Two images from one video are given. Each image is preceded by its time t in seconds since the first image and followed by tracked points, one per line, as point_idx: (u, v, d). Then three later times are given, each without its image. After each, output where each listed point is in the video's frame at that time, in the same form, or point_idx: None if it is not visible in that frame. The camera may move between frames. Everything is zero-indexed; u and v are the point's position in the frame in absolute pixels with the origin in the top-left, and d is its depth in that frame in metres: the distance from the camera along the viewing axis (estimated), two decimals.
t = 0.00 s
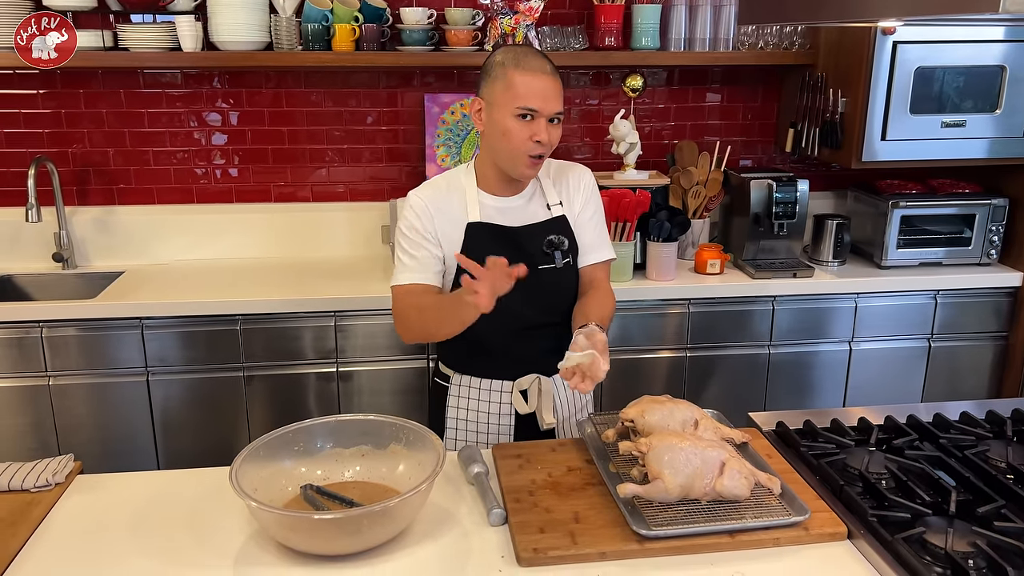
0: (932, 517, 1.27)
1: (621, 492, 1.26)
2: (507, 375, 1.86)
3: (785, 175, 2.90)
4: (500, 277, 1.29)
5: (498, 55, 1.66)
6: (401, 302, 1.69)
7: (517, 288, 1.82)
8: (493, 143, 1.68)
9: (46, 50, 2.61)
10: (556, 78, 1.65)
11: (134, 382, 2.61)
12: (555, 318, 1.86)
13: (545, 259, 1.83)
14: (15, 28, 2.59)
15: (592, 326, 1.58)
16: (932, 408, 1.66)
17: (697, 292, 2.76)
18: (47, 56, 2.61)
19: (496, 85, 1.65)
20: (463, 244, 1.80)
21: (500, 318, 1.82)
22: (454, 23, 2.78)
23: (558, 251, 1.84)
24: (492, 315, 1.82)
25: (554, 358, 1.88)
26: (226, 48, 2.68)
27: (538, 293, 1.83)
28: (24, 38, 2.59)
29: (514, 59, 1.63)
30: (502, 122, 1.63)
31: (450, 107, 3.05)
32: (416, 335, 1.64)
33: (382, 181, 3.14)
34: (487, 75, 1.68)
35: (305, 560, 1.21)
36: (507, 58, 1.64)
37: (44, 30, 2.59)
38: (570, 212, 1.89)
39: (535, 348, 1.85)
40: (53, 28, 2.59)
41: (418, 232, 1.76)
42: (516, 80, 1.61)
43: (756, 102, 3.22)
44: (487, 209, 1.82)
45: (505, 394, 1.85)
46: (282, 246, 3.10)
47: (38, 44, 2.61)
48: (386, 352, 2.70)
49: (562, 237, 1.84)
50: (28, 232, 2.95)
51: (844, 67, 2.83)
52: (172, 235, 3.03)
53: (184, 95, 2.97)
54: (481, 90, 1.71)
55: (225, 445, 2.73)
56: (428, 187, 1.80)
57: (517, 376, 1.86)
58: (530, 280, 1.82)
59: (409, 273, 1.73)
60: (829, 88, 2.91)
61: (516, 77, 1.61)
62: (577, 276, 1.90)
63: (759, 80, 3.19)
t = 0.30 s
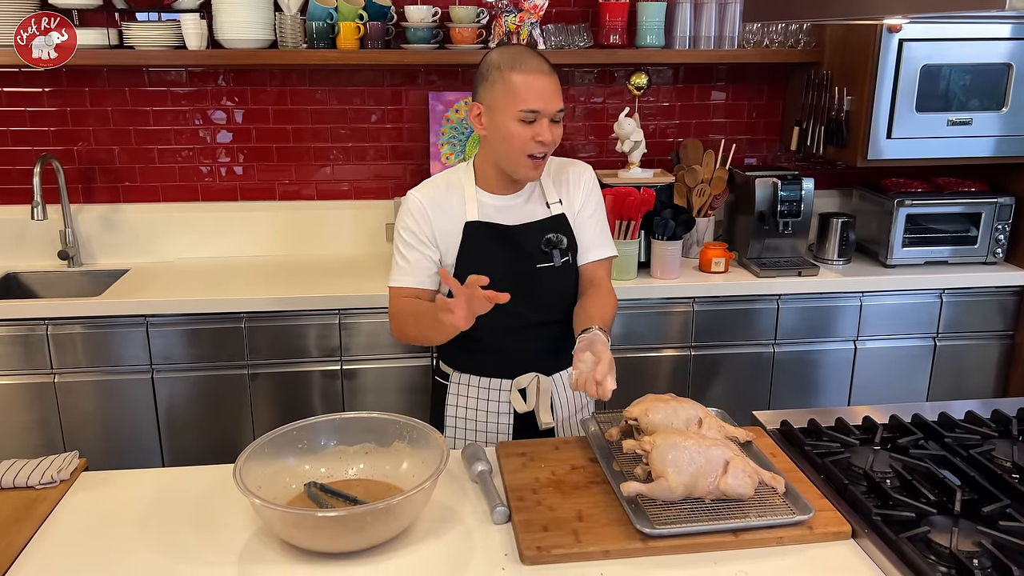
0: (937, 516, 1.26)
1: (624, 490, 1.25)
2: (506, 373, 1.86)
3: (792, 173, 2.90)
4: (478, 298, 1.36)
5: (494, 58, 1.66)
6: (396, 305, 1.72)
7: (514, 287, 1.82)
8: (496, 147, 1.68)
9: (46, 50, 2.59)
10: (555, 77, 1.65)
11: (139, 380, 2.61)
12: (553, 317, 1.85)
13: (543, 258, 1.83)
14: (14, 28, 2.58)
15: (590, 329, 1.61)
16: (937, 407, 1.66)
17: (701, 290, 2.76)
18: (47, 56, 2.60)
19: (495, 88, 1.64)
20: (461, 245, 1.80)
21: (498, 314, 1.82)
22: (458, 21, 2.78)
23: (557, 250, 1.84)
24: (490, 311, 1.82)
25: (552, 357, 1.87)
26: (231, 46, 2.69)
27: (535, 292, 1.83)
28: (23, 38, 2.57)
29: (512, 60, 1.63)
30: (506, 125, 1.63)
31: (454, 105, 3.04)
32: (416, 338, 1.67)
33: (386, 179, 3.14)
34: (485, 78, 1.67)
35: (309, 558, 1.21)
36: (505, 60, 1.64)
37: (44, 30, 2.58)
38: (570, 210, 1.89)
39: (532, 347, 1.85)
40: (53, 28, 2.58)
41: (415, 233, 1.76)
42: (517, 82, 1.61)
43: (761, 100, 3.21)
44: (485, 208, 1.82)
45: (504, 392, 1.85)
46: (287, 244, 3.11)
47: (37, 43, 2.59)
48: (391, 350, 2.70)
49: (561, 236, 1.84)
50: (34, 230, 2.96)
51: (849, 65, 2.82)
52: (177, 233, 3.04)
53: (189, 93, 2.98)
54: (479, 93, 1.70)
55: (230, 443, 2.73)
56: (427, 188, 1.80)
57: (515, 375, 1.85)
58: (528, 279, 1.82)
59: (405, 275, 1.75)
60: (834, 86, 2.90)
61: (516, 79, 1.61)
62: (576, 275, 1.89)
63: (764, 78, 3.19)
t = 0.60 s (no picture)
0: (939, 516, 1.26)
1: (626, 489, 1.25)
2: (521, 371, 1.86)
3: (795, 172, 2.90)
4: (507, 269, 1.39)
5: (499, 74, 1.62)
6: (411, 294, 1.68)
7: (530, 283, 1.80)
8: (506, 161, 1.67)
9: (45, 50, 2.61)
10: (561, 88, 1.62)
11: (143, 378, 2.62)
12: (565, 313, 1.86)
13: (558, 254, 1.81)
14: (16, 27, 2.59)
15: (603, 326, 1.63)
16: (941, 407, 1.65)
17: (705, 289, 2.76)
18: (47, 55, 2.61)
19: (503, 107, 1.62)
20: (475, 242, 1.80)
21: (515, 308, 1.81)
22: (462, 19, 2.77)
23: (571, 246, 1.83)
24: (506, 307, 1.81)
25: (564, 352, 1.89)
26: (234, 44, 2.69)
27: (554, 289, 1.82)
28: (23, 38, 2.60)
29: (518, 78, 1.59)
30: (517, 144, 1.62)
31: (458, 104, 3.05)
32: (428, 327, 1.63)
33: (390, 177, 3.14)
34: (492, 95, 1.63)
35: (311, 556, 1.22)
36: (510, 77, 1.60)
37: (44, 30, 2.59)
38: (579, 206, 1.88)
39: (546, 343, 1.85)
40: (53, 28, 2.60)
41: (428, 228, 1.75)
42: (525, 100, 1.58)
43: (765, 98, 3.20)
44: (499, 204, 1.80)
45: (520, 391, 1.85)
46: (291, 242, 3.11)
47: (37, 43, 2.61)
48: (394, 349, 2.70)
49: (575, 232, 1.83)
50: (39, 228, 2.97)
51: (854, 64, 2.81)
52: (181, 231, 3.05)
53: (194, 92, 2.98)
54: (484, 108, 1.67)
55: (234, 440, 2.74)
56: (437, 180, 1.80)
57: (530, 372, 1.86)
58: (544, 275, 1.81)
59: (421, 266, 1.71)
60: (838, 85, 2.89)
61: (524, 99, 1.58)
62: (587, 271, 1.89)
63: (769, 76, 3.18)
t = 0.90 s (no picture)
0: (938, 517, 1.26)
1: (623, 489, 1.25)
2: (534, 370, 1.85)
3: (797, 172, 2.89)
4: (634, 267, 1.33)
5: (505, 63, 1.63)
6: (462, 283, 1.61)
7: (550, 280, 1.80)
8: (512, 153, 1.67)
9: (46, 50, 2.62)
10: (565, 77, 1.61)
11: (145, 377, 2.63)
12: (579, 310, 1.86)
13: (575, 253, 1.83)
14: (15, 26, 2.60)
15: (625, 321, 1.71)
16: (941, 407, 1.65)
17: (707, 289, 2.75)
18: (46, 55, 2.63)
19: (507, 95, 1.62)
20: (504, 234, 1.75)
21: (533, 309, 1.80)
22: (463, 18, 2.77)
23: (587, 245, 1.84)
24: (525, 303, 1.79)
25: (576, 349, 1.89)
26: (236, 44, 2.69)
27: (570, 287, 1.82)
28: (23, 38, 2.61)
29: (519, 66, 1.60)
30: (519, 133, 1.62)
31: (459, 103, 3.04)
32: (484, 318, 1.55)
33: (392, 176, 3.15)
34: (496, 86, 1.65)
35: (309, 556, 1.22)
36: (513, 66, 1.61)
37: (44, 30, 2.60)
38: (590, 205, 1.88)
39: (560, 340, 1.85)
40: (53, 28, 2.60)
41: (464, 219, 1.68)
42: (526, 89, 1.59)
43: (768, 98, 3.20)
44: (515, 202, 1.77)
45: (531, 390, 1.85)
46: (294, 242, 3.12)
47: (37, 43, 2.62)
48: (396, 348, 2.71)
49: (589, 231, 1.85)
50: (42, 227, 2.98)
51: (857, 63, 2.80)
52: (183, 230, 3.05)
53: (198, 91, 2.99)
54: (491, 99, 1.68)
55: (236, 439, 2.74)
56: (455, 172, 1.75)
57: (542, 371, 1.85)
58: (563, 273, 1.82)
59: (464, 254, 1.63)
60: (841, 84, 2.88)
61: (524, 86, 1.59)
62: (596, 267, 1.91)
63: (771, 75, 3.17)
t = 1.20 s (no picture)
0: (934, 517, 1.26)
1: (620, 489, 1.25)
2: (541, 372, 1.85)
3: (798, 172, 2.89)
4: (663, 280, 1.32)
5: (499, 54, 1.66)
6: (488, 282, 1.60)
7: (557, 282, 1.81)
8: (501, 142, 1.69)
9: (46, 50, 2.62)
10: (552, 67, 1.60)
11: (147, 376, 2.64)
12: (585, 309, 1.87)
13: (583, 258, 1.84)
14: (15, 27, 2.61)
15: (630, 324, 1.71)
16: (940, 407, 1.65)
17: (708, 289, 2.75)
18: (46, 55, 2.62)
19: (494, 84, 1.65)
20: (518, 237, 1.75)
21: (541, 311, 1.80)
22: (465, 19, 2.77)
23: (595, 250, 1.86)
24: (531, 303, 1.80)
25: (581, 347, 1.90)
26: (238, 45, 2.70)
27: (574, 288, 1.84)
28: (23, 38, 2.61)
29: (506, 56, 1.62)
30: (501, 120, 1.64)
31: (461, 103, 3.05)
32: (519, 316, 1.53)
33: (394, 176, 3.15)
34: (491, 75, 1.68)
35: (307, 555, 1.22)
36: (502, 55, 1.63)
37: (44, 30, 2.61)
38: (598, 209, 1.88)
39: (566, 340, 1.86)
40: (53, 28, 2.61)
41: (481, 220, 1.67)
42: (507, 77, 1.60)
43: (769, 98, 3.20)
44: (527, 206, 1.77)
45: (535, 391, 1.86)
46: (296, 241, 3.13)
47: (37, 43, 2.62)
48: (397, 348, 2.71)
49: (598, 236, 1.86)
50: (45, 226, 2.99)
51: (858, 63, 2.79)
52: (186, 230, 3.06)
53: (201, 91, 3.00)
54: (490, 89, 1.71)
55: (238, 438, 2.75)
56: (466, 175, 1.74)
57: (547, 372, 1.86)
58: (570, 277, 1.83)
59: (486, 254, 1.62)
60: (842, 84, 2.88)
61: (506, 75, 1.60)
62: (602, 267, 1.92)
63: (772, 75, 3.17)
